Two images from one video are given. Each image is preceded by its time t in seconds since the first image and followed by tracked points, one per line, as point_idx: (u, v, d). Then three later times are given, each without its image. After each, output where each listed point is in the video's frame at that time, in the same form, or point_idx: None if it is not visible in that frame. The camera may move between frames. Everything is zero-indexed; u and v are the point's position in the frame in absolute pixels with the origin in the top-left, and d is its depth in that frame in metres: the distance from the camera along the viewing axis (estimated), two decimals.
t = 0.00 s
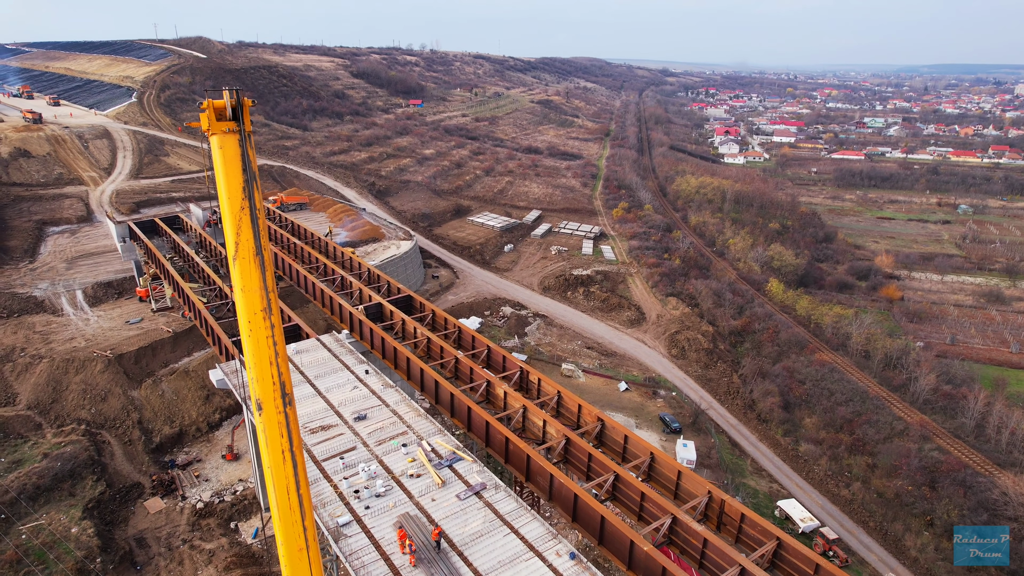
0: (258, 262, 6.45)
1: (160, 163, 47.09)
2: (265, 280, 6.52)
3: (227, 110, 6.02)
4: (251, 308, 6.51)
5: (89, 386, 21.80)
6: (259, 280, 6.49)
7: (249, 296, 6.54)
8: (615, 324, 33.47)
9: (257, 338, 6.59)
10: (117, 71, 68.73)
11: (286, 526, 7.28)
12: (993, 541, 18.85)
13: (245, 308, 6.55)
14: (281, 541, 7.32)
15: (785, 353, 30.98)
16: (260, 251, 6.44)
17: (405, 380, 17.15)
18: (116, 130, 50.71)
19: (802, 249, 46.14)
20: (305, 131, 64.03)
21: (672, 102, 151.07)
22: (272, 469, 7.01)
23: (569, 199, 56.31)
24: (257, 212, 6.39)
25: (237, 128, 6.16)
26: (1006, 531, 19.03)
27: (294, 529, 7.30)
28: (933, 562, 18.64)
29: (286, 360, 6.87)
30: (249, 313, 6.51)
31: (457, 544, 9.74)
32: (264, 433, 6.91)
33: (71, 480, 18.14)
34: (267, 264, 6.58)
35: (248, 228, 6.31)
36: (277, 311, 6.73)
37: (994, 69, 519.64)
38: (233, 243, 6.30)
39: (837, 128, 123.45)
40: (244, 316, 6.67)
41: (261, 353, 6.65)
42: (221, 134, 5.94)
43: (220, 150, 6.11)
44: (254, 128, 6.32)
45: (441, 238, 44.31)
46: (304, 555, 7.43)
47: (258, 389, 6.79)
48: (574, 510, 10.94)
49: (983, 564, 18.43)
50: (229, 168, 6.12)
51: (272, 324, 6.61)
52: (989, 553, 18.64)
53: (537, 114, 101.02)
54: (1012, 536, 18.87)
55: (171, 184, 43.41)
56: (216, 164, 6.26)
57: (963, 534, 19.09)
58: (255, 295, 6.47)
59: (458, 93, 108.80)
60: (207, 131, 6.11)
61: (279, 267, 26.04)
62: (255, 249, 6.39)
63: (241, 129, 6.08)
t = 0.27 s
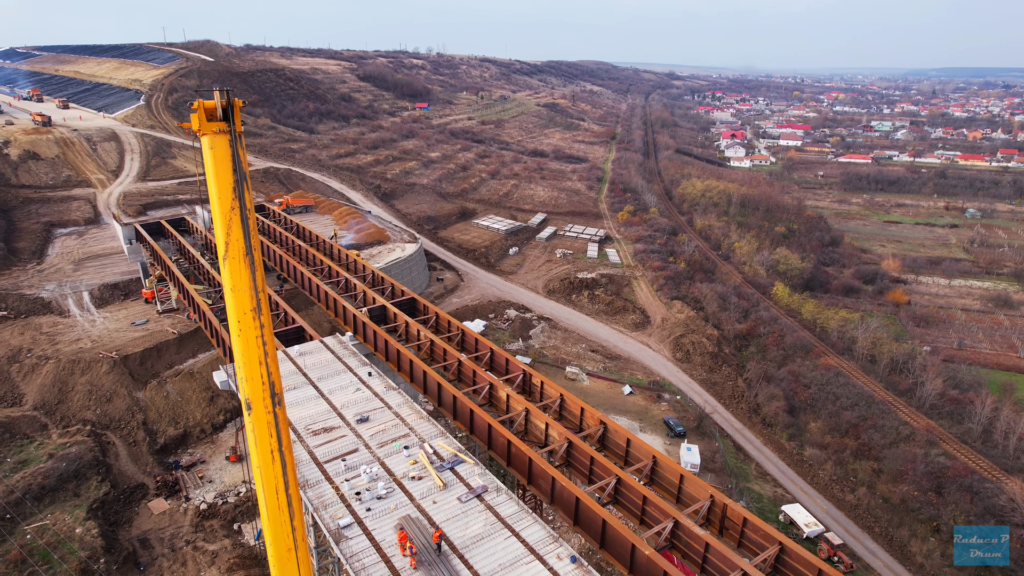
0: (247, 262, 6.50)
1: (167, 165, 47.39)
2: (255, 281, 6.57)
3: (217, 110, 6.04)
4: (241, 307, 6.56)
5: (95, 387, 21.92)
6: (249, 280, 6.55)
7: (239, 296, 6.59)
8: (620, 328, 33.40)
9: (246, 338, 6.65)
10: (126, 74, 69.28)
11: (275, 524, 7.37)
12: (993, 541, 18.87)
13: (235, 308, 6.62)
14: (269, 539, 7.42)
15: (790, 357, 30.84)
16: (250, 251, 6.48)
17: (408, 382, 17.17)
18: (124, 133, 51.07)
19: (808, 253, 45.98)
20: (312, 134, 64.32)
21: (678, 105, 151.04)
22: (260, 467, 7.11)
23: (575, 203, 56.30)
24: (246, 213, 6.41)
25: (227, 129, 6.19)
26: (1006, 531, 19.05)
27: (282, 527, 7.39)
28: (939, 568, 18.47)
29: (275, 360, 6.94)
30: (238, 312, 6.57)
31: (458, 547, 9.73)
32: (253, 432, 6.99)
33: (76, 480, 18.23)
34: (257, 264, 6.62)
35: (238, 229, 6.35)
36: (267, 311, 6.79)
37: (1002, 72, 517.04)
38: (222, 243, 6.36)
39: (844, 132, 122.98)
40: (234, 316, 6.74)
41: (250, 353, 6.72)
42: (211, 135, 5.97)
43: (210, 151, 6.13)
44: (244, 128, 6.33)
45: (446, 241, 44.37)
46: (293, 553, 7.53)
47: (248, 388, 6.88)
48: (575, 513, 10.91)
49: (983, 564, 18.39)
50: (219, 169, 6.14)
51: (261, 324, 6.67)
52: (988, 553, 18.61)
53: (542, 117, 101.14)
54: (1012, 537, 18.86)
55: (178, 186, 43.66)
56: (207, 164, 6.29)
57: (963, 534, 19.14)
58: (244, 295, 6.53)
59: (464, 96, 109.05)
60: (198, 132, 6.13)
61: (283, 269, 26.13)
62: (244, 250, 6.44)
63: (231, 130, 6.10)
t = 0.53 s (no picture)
0: (237, 262, 6.63)
1: (174, 168, 47.70)
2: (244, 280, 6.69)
3: (207, 111, 6.18)
4: (230, 307, 6.70)
5: (100, 388, 22.04)
6: (238, 280, 6.68)
7: (228, 296, 6.72)
8: (625, 331, 33.35)
9: (235, 338, 6.77)
10: (134, 77, 69.85)
11: (263, 524, 7.43)
12: (992, 541, 19.01)
13: (224, 307, 6.76)
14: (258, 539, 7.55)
15: (796, 361, 30.70)
16: (239, 250, 6.62)
17: (411, 384, 17.20)
18: (132, 136, 51.47)
19: (814, 257, 45.82)
20: (318, 137, 64.60)
21: (685, 108, 150.99)
22: (249, 467, 7.20)
23: (580, 206, 56.33)
24: (236, 213, 6.54)
25: (217, 129, 6.33)
26: (1007, 531, 19.24)
27: (271, 528, 7.50)
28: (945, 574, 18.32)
29: (263, 359, 7.04)
30: (228, 311, 6.70)
31: (458, 550, 9.73)
32: (242, 431, 7.09)
33: (81, 481, 18.32)
34: (247, 263, 6.76)
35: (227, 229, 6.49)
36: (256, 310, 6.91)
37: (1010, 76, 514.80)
38: (212, 243, 6.49)
39: (851, 135, 122.52)
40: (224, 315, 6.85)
41: (239, 352, 6.85)
42: (201, 136, 6.11)
43: (200, 152, 6.27)
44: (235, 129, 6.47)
45: (451, 244, 44.45)
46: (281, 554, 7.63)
47: (237, 388, 6.99)
48: (577, 516, 10.89)
49: (983, 563, 18.52)
50: (209, 170, 6.28)
51: (251, 324, 6.82)
52: (989, 553, 18.74)
53: (549, 121, 101.30)
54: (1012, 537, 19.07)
55: (185, 189, 43.93)
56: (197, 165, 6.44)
57: (963, 534, 19.30)
58: (234, 295, 6.66)
59: (470, 99, 109.42)
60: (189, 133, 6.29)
61: (288, 271, 26.23)
62: (234, 249, 6.57)
63: (221, 130, 6.24)
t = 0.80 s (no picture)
0: (226, 262, 6.70)
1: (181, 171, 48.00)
2: (234, 281, 6.77)
3: (197, 112, 6.26)
4: (220, 308, 6.76)
5: (106, 389, 22.15)
6: (228, 281, 6.75)
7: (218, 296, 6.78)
8: (629, 335, 33.28)
9: (224, 338, 6.85)
10: (143, 81, 70.39)
11: (252, 523, 7.52)
12: (993, 541, 19.07)
13: (213, 308, 6.82)
14: (246, 541, 7.62)
15: (801, 365, 30.56)
16: (229, 251, 6.69)
17: (414, 387, 17.21)
18: (140, 139, 51.83)
19: (820, 261, 45.65)
20: (324, 140, 64.88)
21: (691, 112, 150.93)
22: (237, 467, 7.28)
23: (585, 209, 56.32)
24: (226, 214, 6.61)
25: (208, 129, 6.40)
26: (1006, 531, 19.35)
27: (259, 528, 7.57)
28: None
29: (252, 359, 7.13)
30: (216, 312, 6.77)
31: (459, 552, 9.71)
32: (231, 431, 7.18)
33: (85, 481, 18.40)
34: (236, 264, 6.83)
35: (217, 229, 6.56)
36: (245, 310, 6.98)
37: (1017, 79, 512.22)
38: (201, 243, 6.55)
39: (858, 139, 122.07)
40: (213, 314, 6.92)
41: (228, 351, 6.92)
42: (192, 136, 6.19)
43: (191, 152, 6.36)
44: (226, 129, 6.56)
45: (456, 247, 44.51)
46: (269, 556, 7.71)
47: (226, 388, 7.06)
48: (579, 520, 10.85)
49: (983, 563, 18.60)
50: (199, 170, 6.36)
51: (240, 324, 6.91)
52: (988, 553, 18.83)
53: (554, 124, 101.43)
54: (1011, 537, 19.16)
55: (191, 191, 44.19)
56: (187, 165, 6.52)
57: (964, 534, 19.35)
58: (223, 296, 6.72)
59: (476, 103, 109.69)
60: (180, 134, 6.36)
61: (292, 273, 26.32)
62: (224, 249, 6.64)
63: (212, 131, 6.33)
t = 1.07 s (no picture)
0: (216, 262, 7.09)
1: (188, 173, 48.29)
2: (223, 281, 7.16)
3: (187, 112, 6.63)
4: (210, 306, 7.15)
5: (111, 390, 22.27)
6: (218, 280, 7.13)
7: (208, 295, 7.16)
8: (634, 338, 33.22)
9: (214, 336, 7.23)
10: (151, 84, 70.93)
11: (241, 526, 7.95)
12: (993, 541, 18.97)
13: (203, 307, 7.21)
14: (236, 540, 8.02)
15: (807, 369, 30.41)
16: (219, 252, 7.09)
17: (418, 389, 17.24)
18: (148, 141, 52.21)
19: (827, 264, 45.43)
20: (331, 143, 65.15)
21: (698, 115, 150.80)
22: (228, 467, 7.69)
23: (591, 212, 56.31)
24: (216, 214, 6.99)
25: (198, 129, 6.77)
26: (1006, 531, 19.23)
27: (248, 528, 7.94)
28: None
29: (242, 360, 7.54)
30: (207, 311, 7.16)
31: (460, 555, 9.69)
32: (220, 431, 7.57)
33: (90, 482, 18.50)
34: (226, 264, 7.22)
35: (207, 228, 6.93)
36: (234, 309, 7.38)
37: None
38: (192, 242, 6.92)
39: (865, 142, 121.67)
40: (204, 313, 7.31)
41: (218, 349, 7.29)
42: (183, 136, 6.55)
43: (182, 151, 6.72)
44: (216, 130, 6.91)
45: (462, 250, 44.57)
46: (258, 555, 8.11)
47: (215, 386, 7.43)
48: (581, 523, 10.83)
49: (983, 564, 18.48)
50: (190, 170, 6.72)
51: (228, 322, 7.29)
52: (988, 553, 18.72)
53: (561, 127, 101.55)
54: (1011, 537, 19.03)
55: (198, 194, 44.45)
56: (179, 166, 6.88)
57: (963, 534, 19.30)
58: (213, 294, 7.11)
59: (482, 106, 109.98)
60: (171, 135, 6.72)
61: (297, 275, 26.43)
62: (214, 250, 7.04)
63: (202, 130, 6.68)
